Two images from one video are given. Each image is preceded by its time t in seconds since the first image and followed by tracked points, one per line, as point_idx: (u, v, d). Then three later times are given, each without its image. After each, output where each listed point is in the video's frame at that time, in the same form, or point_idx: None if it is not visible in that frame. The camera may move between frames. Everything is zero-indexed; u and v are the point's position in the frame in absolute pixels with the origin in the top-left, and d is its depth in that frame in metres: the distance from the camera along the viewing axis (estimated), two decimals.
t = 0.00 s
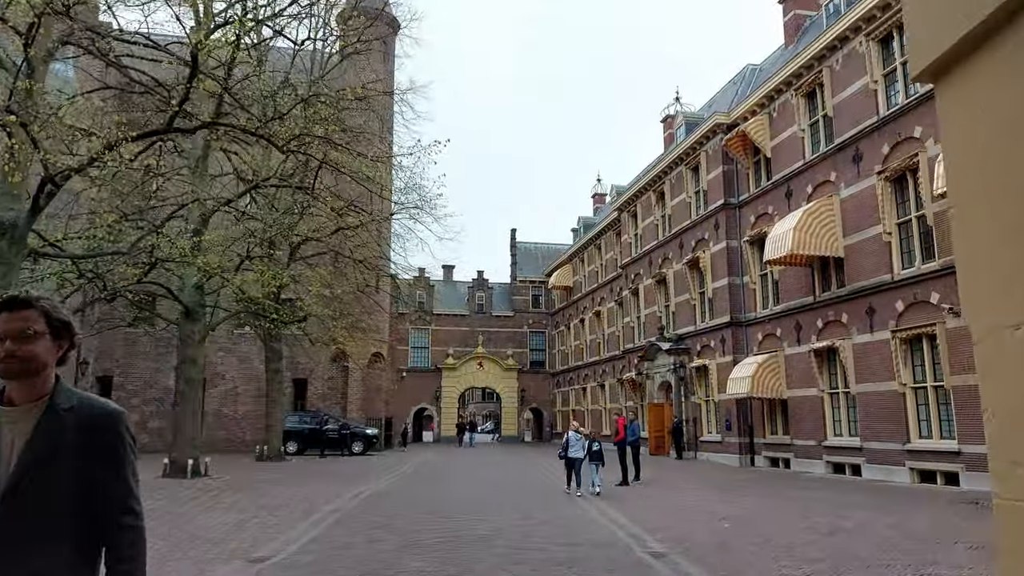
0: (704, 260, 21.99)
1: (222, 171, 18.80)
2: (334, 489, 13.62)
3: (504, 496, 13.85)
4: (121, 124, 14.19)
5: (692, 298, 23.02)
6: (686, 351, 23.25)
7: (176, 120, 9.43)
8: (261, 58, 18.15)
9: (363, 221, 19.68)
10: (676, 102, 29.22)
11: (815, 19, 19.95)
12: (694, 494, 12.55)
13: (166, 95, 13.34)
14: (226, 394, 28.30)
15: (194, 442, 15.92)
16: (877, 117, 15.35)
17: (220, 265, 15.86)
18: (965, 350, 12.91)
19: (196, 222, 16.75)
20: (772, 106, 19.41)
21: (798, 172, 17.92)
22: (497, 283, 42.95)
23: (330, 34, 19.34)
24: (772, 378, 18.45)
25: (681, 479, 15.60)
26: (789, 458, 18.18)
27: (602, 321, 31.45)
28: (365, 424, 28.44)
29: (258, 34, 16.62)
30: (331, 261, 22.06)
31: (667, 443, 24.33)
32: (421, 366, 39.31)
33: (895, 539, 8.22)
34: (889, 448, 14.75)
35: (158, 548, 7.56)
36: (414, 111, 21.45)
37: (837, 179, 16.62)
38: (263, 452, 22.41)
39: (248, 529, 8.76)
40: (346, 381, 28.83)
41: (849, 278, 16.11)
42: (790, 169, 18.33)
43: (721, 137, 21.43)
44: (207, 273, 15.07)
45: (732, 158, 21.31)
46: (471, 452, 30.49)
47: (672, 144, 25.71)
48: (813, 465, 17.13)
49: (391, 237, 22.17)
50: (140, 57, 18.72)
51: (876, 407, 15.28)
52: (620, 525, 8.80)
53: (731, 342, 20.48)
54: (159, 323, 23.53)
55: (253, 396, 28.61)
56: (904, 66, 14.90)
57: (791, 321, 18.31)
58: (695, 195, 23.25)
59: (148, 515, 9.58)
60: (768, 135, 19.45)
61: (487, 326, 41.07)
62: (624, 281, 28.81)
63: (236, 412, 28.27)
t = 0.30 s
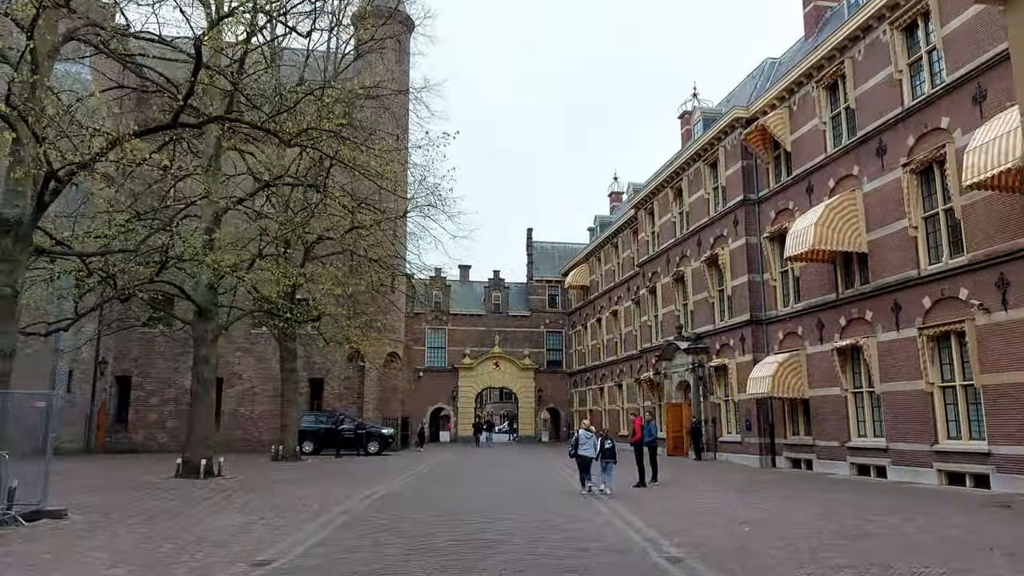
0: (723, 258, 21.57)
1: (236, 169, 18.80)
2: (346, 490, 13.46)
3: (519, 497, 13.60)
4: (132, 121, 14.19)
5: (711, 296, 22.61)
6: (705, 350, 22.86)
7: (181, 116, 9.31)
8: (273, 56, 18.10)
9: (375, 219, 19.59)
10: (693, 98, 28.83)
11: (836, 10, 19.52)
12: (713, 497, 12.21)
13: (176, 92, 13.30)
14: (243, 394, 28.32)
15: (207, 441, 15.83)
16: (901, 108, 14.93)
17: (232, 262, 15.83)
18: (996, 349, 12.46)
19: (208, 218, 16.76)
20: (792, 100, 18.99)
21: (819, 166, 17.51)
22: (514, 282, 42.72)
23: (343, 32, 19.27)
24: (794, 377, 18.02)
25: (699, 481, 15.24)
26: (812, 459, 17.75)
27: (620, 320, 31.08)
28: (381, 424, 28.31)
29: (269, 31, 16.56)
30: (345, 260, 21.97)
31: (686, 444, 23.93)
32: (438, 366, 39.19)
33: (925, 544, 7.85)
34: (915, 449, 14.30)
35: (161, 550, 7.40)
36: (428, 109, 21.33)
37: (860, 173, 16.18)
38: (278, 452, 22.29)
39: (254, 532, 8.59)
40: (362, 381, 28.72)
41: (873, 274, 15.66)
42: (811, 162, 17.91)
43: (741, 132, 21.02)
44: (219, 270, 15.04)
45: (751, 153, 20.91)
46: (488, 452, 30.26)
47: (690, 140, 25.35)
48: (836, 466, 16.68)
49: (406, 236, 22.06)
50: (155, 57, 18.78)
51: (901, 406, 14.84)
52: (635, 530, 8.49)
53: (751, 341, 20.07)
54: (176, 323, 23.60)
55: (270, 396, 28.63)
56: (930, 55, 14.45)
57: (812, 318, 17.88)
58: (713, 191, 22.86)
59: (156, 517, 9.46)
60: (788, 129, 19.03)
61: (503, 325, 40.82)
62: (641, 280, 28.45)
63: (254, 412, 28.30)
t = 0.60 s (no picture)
0: (745, 253, 21.03)
1: (249, 168, 18.69)
2: (360, 492, 13.21)
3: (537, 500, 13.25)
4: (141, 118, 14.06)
5: (733, 292, 22.08)
6: (728, 348, 22.33)
7: (184, 110, 9.09)
8: (285, 53, 17.95)
9: (389, 216, 19.38)
10: (713, 91, 28.27)
11: None
12: (738, 500, 11.78)
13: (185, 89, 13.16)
14: (262, 395, 28.27)
15: (222, 442, 15.69)
16: (931, 95, 14.35)
17: (243, 260, 15.69)
18: None
19: (221, 217, 16.65)
20: (816, 89, 18.41)
21: (845, 157, 16.96)
22: (532, 281, 42.35)
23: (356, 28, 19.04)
24: (821, 375, 17.46)
25: (723, 482, 14.79)
26: (839, 460, 17.20)
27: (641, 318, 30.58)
28: (399, 424, 28.09)
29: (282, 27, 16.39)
30: (361, 259, 21.77)
31: (709, 444, 23.42)
32: (456, 366, 38.96)
33: (963, 550, 7.38)
34: (949, 449, 13.74)
35: (163, 555, 7.18)
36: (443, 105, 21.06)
37: (888, 163, 15.61)
38: (296, 453, 22.12)
39: (260, 536, 8.34)
40: (380, 381, 28.54)
41: (903, 268, 15.09)
42: (837, 153, 17.34)
43: (763, 123, 20.46)
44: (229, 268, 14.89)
45: (774, 145, 20.36)
46: (508, 452, 29.87)
47: (711, 133, 24.82)
48: (865, 467, 16.12)
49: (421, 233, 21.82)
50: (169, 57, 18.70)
51: (934, 405, 14.27)
52: (655, 535, 8.12)
53: (776, 338, 19.52)
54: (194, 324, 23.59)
55: (288, 396, 28.55)
56: (961, 39, 13.87)
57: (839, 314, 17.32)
58: (735, 185, 22.31)
59: (163, 520, 9.27)
60: (812, 119, 18.47)
61: (522, 325, 40.45)
62: (662, 277, 27.94)
63: (272, 412, 28.25)
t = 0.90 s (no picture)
0: (765, 249, 20.57)
1: (261, 166, 18.57)
2: (371, 492, 12.99)
3: (552, 500, 12.96)
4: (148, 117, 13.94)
5: (753, 289, 21.61)
6: (748, 347, 21.88)
7: (186, 103, 8.95)
8: (297, 49, 17.82)
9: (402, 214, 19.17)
10: (731, 85, 27.80)
11: None
12: (758, 502, 11.40)
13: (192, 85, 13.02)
14: (278, 395, 28.23)
15: (234, 442, 15.55)
16: (958, 83, 13.85)
17: (253, 257, 15.53)
18: None
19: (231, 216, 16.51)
20: (838, 80, 17.93)
21: (869, 148, 16.47)
22: (548, 280, 42.02)
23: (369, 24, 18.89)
24: (844, 373, 16.97)
25: (742, 483, 14.41)
26: (864, 460, 16.71)
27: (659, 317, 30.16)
28: (414, 424, 27.90)
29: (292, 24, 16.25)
30: (375, 258, 21.63)
31: (728, 445, 22.96)
32: (472, 365, 38.78)
33: (998, 557, 6.97)
34: (978, 449, 13.24)
35: (162, 558, 6.97)
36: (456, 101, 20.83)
37: (914, 154, 15.11)
38: (309, 453, 21.95)
39: (264, 539, 8.14)
40: (395, 381, 28.36)
41: (929, 261, 14.58)
42: (859, 145, 16.86)
43: (782, 116, 20.00)
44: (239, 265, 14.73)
45: (795, 138, 19.89)
46: (524, 453, 29.58)
47: (729, 128, 24.37)
48: (892, 469, 15.61)
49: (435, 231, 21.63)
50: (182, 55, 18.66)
51: (962, 404, 13.76)
52: (671, 538, 7.79)
53: (797, 335, 19.06)
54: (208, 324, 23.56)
55: (304, 396, 28.46)
56: (989, 24, 13.37)
57: (862, 312, 16.84)
58: (754, 180, 21.87)
59: (168, 521, 9.10)
60: (834, 111, 17.99)
61: (538, 324, 40.13)
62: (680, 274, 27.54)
63: (288, 412, 28.19)
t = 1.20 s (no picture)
0: (776, 246, 20.18)
1: (265, 164, 18.41)
2: (374, 494, 12.77)
3: (558, 503, 12.66)
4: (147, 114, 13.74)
5: (764, 288, 21.22)
6: (759, 346, 21.51)
7: (181, 97, 8.75)
8: (301, 46, 17.64)
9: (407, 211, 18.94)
10: (742, 81, 27.42)
11: None
12: (770, 506, 11.08)
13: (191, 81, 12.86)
14: (284, 395, 28.07)
15: (237, 443, 15.35)
16: (975, 74, 13.46)
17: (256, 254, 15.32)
18: None
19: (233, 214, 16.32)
20: (851, 73, 17.55)
21: (883, 143, 16.10)
22: (557, 279, 41.70)
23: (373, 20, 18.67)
24: (858, 373, 16.59)
25: (754, 486, 14.08)
26: (879, 463, 16.31)
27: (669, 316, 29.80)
28: (421, 425, 27.67)
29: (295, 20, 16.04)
30: (381, 256, 21.41)
31: (739, 446, 22.58)
32: (480, 365, 38.53)
33: None
34: (997, 452, 12.85)
35: (151, 564, 6.74)
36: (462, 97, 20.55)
37: (930, 148, 14.73)
38: (315, 454, 21.70)
39: (258, 544, 7.91)
40: (403, 381, 28.11)
41: (946, 258, 14.18)
42: (873, 139, 16.49)
43: (794, 111, 19.62)
44: (240, 261, 14.53)
45: (807, 133, 19.51)
46: (532, 454, 29.28)
47: (739, 124, 24.00)
48: (907, 471, 15.22)
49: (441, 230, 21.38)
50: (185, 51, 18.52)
51: (980, 405, 13.37)
52: (679, 545, 7.49)
53: (809, 334, 18.68)
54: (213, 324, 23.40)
55: (310, 397, 28.28)
56: (1007, 13, 12.96)
57: (876, 310, 16.45)
58: (765, 176, 21.49)
59: (162, 525, 8.88)
60: (848, 105, 17.61)
61: (546, 323, 39.83)
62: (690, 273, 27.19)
63: (294, 413, 27.99)
